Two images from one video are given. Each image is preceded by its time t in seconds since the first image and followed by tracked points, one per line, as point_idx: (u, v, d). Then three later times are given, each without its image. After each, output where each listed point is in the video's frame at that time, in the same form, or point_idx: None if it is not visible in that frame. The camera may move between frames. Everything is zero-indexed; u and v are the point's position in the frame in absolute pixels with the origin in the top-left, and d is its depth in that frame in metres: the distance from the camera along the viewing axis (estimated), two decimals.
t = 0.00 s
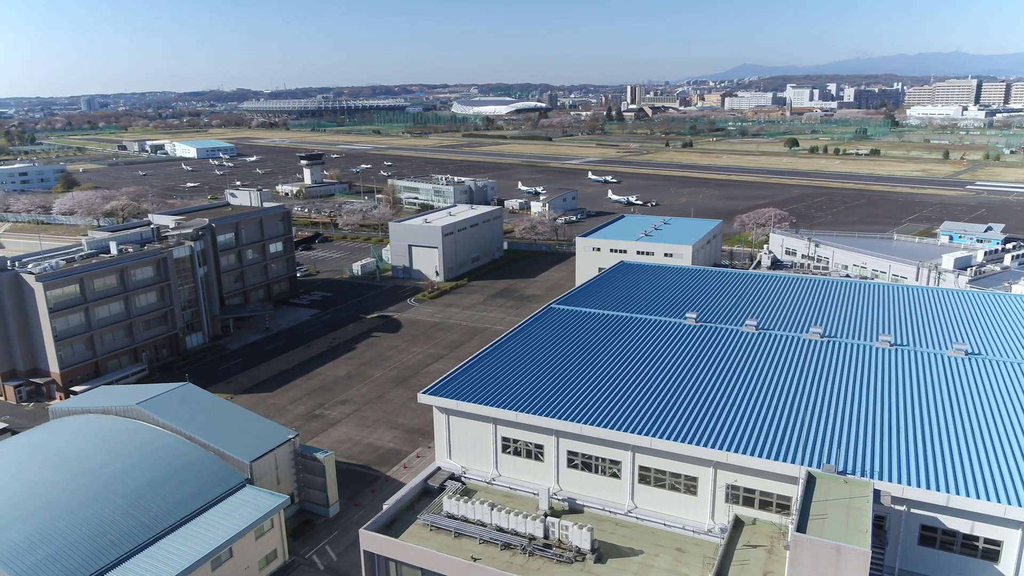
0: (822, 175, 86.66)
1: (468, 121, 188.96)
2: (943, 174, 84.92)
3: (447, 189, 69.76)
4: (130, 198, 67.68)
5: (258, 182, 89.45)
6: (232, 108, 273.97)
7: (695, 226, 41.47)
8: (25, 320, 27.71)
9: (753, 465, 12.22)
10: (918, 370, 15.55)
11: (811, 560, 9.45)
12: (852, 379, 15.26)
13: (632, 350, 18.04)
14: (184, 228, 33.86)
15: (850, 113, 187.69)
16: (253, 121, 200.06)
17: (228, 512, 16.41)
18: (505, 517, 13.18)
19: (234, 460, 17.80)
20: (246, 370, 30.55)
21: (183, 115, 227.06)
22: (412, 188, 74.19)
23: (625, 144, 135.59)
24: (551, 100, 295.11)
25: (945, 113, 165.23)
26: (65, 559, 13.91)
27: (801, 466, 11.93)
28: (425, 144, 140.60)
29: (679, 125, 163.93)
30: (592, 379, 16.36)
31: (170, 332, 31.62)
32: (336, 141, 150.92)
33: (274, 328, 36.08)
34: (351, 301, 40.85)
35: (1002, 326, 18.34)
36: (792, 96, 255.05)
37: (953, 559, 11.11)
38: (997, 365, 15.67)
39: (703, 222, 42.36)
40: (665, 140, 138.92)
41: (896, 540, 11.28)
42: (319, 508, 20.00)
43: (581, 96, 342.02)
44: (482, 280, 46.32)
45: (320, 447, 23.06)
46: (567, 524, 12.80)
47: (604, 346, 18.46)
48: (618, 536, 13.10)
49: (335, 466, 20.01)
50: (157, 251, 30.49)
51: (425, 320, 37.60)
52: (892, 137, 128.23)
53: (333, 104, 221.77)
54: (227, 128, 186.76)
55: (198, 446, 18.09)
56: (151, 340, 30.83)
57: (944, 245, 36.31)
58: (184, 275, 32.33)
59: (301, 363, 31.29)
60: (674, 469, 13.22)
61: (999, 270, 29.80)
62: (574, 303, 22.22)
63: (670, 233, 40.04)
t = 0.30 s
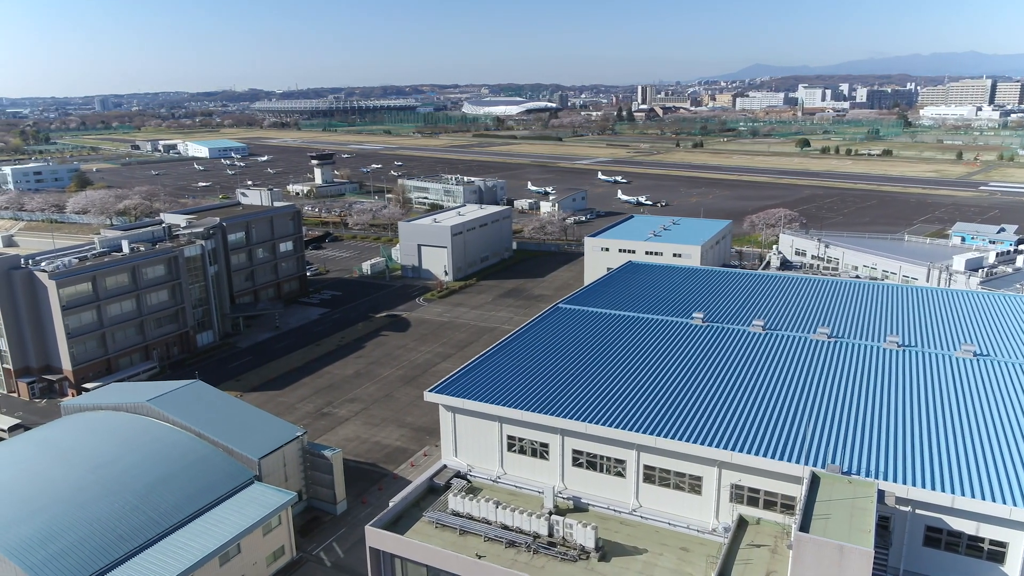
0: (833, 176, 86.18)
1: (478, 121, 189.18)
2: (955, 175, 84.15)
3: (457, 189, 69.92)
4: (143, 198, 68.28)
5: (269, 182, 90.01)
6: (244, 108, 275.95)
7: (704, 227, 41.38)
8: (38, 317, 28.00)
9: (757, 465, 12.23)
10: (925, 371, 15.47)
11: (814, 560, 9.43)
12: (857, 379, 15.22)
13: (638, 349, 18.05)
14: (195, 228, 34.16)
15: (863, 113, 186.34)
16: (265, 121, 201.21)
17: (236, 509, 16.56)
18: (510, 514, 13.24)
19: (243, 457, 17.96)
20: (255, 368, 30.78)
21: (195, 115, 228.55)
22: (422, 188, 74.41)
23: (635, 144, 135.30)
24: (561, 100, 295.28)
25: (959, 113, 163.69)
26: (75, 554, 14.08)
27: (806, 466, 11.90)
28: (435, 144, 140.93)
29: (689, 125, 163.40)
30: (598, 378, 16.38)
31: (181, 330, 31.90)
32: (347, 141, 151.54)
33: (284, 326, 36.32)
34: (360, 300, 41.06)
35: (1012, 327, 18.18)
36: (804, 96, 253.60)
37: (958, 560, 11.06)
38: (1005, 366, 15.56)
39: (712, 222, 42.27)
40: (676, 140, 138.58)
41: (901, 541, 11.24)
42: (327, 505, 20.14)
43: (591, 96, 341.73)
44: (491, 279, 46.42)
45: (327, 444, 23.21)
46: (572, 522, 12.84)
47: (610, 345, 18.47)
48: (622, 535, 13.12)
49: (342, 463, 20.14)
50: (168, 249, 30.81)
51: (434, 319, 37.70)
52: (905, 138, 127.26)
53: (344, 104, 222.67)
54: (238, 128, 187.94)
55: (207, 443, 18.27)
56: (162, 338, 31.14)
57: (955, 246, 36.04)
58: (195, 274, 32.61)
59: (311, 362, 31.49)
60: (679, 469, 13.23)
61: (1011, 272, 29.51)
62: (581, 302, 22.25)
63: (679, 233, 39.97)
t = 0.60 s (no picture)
0: (845, 176, 85.62)
1: (488, 121, 189.40)
2: (969, 176, 83.37)
3: (466, 188, 70.06)
4: (156, 197, 68.90)
5: (280, 181, 90.56)
6: (255, 108, 278.01)
7: (713, 227, 41.27)
8: (52, 315, 28.31)
9: (761, 465, 12.22)
10: (932, 371, 15.40)
11: (816, 559, 9.44)
12: (864, 380, 15.16)
13: (643, 349, 18.06)
14: (206, 227, 34.45)
15: (876, 113, 184.81)
16: (277, 121, 202.42)
17: (244, 505, 16.73)
18: (514, 512, 13.28)
19: (251, 454, 18.13)
20: (264, 367, 30.99)
21: (208, 114, 230.35)
22: (432, 188, 74.60)
23: (645, 145, 135.01)
24: (571, 100, 295.18)
25: (973, 113, 162.11)
26: (85, 548, 14.27)
27: (809, 466, 11.88)
28: (446, 144, 141.25)
29: (700, 125, 162.81)
30: (604, 377, 16.41)
31: (192, 328, 32.19)
32: (357, 141, 152.15)
33: (293, 325, 36.54)
34: (369, 300, 41.23)
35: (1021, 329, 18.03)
36: (815, 97, 252.01)
37: (962, 561, 11.00)
38: (1012, 368, 15.46)
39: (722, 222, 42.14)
40: (687, 141, 138.18)
41: (904, 541, 11.20)
42: (334, 502, 20.26)
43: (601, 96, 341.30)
44: (500, 279, 46.48)
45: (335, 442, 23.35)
46: (575, 520, 12.88)
47: (615, 345, 18.49)
48: (626, 533, 13.15)
49: (350, 461, 20.26)
50: (179, 248, 31.10)
51: (442, 318, 37.81)
52: (918, 138, 126.19)
53: (355, 104, 223.57)
54: (251, 128, 189.14)
55: (216, 440, 18.44)
56: (173, 336, 31.45)
57: (966, 247, 35.73)
58: (206, 273, 32.90)
59: (319, 360, 31.67)
60: (683, 468, 13.24)
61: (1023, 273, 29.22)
62: (588, 301, 22.28)
63: (688, 233, 39.86)
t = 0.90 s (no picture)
0: (857, 177, 85.03)
1: (499, 121, 189.53)
2: (983, 177, 82.58)
3: (476, 188, 70.18)
4: (169, 196, 69.46)
5: (291, 181, 91.06)
6: (268, 108, 280.27)
7: (722, 227, 41.16)
8: (65, 313, 28.67)
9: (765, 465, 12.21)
10: (938, 372, 15.33)
11: (817, 559, 9.46)
12: (869, 380, 15.10)
13: (649, 348, 18.08)
14: (217, 226, 34.74)
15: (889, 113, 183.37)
16: (289, 121, 203.52)
17: (252, 501, 16.89)
18: (518, 509, 13.34)
19: (259, 450, 18.29)
20: (274, 365, 31.21)
21: (220, 115, 231.93)
22: (442, 188, 74.77)
23: (656, 145, 134.71)
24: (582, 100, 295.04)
25: (988, 113, 160.48)
26: (95, 542, 14.47)
27: (812, 466, 11.87)
28: (456, 144, 141.54)
29: (711, 125, 162.22)
30: (609, 376, 16.43)
31: (202, 326, 32.47)
32: (368, 141, 152.70)
33: (303, 324, 36.75)
34: (378, 299, 41.42)
35: None
36: (828, 97, 250.37)
37: (966, 562, 10.94)
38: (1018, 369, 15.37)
39: (731, 223, 41.99)
40: (697, 141, 137.77)
41: (908, 541, 11.17)
42: (341, 499, 20.41)
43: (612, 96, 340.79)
44: (508, 278, 46.56)
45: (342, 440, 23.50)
46: (579, 519, 12.92)
47: (621, 344, 18.53)
48: (629, 532, 13.18)
49: (357, 458, 20.39)
50: (190, 247, 31.39)
51: (450, 317, 37.94)
52: (931, 138, 125.11)
53: (367, 104, 224.40)
54: (263, 128, 190.27)
55: (225, 437, 18.63)
56: (184, 334, 31.75)
57: (978, 249, 35.43)
58: (217, 271, 33.16)
59: (328, 359, 31.86)
60: (687, 467, 13.25)
61: None
62: (595, 301, 22.33)
63: (697, 233, 39.76)
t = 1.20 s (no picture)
0: (869, 177, 84.43)
1: (509, 121, 189.61)
2: (997, 177, 81.82)
3: (485, 188, 70.30)
4: (181, 195, 70.00)
5: (302, 181, 91.55)
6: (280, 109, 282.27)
7: (731, 228, 41.04)
8: (77, 310, 29.03)
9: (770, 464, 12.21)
10: (945, 372, 15.27)
11: (818, 557, 9.49)
12: (874, 381, 15.05)
13: (655, 347, 18.11)
14: (228, 225, 35.05)
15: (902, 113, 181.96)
16: (301, 121, 204.64)
17: (260, 496, 17.06)
18: (522, 507, 13.43)
19: (268, 447, 18.47)
20: (283, 363, 31.46)
21: (233, 114, 233.57)
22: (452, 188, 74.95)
23: (666, 145, 134.40)
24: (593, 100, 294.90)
25: (1002, 113, 158.94)
26: (106, 535, 14.69)
27: (816, 465, 11.86)
28: (466, 144, 141.90)
29: (722, 126, 161.59)
30: (615, 375, 16.45)
31: (213, 324, 32.75)
32: (379, 141, 153.21)
33: (313, 322, 36.98)
34: (387, 298, 41.61)
35: None
36: (841, 97, 248.79)
37: (970, 562, 10.89)
38: None
39: (740, 223, 41.87)
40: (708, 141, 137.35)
41: (911, 540, 11.15)
42: (348, 496, 20.57)
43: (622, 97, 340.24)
44: (517, 278, 46.63)
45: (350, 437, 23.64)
46: (583, 516, 12.99)
47: (627, 343, 18.55)
48: (633, 529, 13.22)
49: (364, 455, 20.53)
50: (201, 246, 31.69)
51: (459, 317, 38.05)
52: (945, 139, 124.09)
53: (378, 104, 225.27)
54: (275, 128, 191.40)
55: (234, 433, 18.82)
56: (195, 332, 32.04)
57: (990, 249, 35.14)
58: (227, 269, 33.44)
59: (337, 357, 32.07)
60: (691, 466, 13.27)
61: None
62: (602, 300, 22.36)
63: (706, 233, 39.67)
